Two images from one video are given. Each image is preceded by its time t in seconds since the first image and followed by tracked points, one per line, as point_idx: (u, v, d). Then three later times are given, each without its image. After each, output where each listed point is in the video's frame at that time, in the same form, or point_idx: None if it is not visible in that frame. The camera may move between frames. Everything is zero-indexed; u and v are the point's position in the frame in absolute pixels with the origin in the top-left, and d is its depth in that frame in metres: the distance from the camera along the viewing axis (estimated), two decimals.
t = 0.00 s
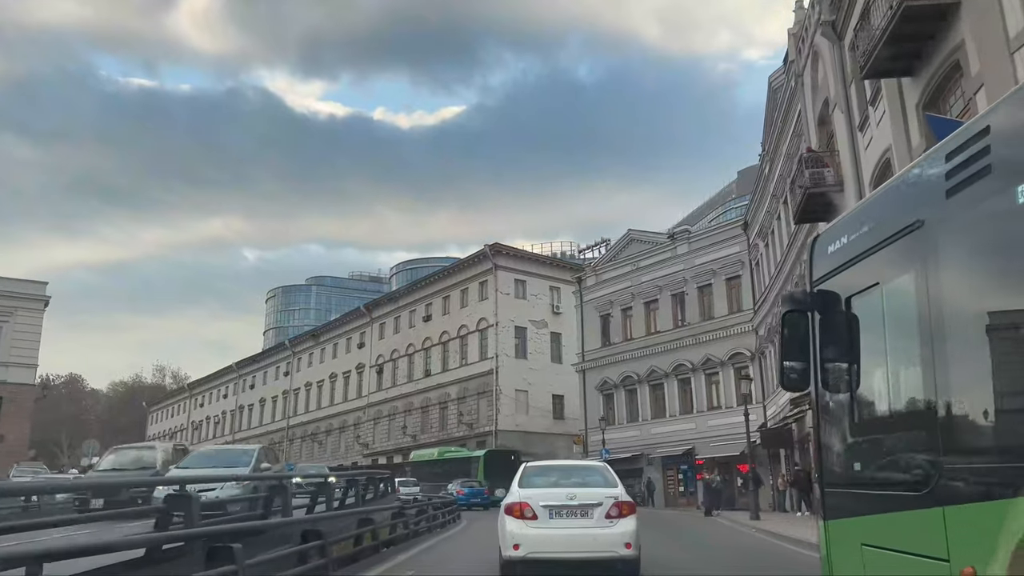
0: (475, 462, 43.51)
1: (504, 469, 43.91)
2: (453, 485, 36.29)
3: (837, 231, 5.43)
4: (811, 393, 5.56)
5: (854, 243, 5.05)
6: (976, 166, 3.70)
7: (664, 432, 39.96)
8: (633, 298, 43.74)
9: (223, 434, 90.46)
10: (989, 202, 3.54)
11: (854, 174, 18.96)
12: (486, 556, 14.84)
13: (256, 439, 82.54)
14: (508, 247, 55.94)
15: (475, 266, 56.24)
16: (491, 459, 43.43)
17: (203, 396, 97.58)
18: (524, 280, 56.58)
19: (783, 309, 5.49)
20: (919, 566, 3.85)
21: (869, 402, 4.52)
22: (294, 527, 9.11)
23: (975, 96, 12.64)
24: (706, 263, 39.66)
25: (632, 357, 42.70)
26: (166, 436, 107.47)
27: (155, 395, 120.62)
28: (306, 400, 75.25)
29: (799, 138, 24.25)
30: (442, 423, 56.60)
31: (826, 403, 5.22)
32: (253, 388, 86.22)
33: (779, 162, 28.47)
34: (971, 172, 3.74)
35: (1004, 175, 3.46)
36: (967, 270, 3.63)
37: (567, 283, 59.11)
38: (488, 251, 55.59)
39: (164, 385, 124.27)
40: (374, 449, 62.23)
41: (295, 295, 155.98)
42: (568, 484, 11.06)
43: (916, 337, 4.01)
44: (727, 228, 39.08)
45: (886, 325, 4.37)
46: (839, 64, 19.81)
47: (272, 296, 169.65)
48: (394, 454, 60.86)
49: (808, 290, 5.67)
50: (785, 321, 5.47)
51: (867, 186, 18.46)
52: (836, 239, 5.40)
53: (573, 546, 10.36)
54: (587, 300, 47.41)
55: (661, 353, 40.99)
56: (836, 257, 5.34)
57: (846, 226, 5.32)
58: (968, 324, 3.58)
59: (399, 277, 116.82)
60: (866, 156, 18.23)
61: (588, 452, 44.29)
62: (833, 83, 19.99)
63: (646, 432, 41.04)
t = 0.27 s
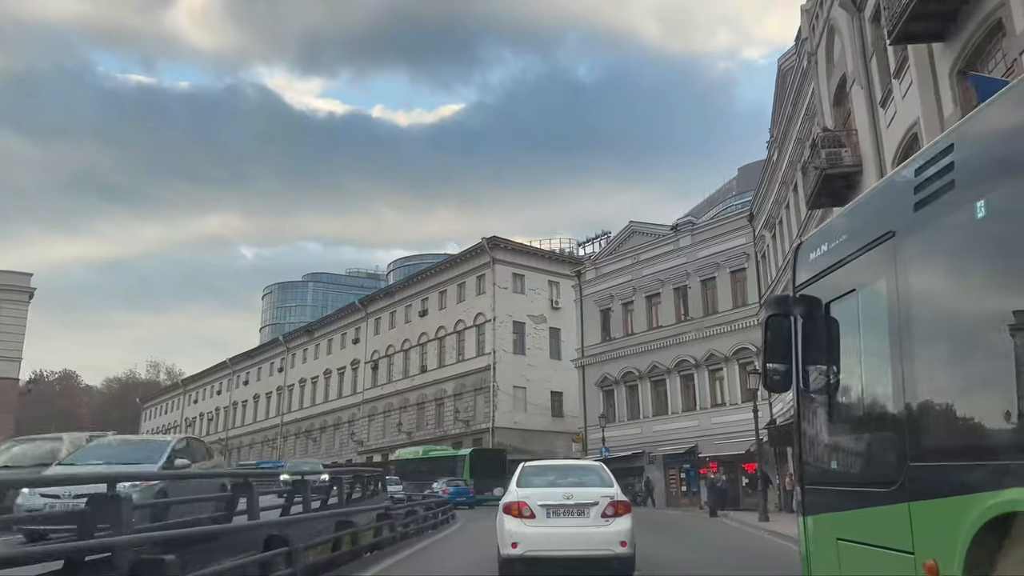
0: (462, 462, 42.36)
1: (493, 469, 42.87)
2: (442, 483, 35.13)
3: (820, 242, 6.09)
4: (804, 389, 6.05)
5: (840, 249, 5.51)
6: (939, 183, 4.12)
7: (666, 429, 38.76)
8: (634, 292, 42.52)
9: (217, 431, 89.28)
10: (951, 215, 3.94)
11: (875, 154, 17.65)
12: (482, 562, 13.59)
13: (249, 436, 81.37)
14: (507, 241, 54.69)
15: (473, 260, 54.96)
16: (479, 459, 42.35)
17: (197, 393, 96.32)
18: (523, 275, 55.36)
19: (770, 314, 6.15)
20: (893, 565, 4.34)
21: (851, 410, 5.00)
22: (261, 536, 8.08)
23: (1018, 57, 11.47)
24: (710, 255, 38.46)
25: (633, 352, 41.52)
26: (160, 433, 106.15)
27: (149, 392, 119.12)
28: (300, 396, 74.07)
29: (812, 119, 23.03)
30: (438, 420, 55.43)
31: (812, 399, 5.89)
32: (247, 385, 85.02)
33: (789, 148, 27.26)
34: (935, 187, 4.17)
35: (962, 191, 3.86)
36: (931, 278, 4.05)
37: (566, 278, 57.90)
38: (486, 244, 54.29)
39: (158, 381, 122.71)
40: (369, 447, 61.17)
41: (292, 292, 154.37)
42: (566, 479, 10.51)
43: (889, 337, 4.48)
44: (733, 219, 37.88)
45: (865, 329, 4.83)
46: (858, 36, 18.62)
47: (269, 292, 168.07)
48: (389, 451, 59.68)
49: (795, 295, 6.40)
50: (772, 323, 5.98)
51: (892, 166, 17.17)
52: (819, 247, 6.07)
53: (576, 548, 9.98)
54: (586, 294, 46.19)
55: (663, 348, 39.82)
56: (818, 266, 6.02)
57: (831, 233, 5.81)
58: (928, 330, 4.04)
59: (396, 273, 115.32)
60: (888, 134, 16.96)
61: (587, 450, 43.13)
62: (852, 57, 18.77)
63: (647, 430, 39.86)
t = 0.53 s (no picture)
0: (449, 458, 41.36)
1: (478, 467, 42.15)
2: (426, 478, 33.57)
3: (804, 252, 6.43)
4: (787, 391, 6.38)
5: (821, 259, 5.88)
6: (910, 199, 4.51)
7: (670, 426, 37.52)
8: (637, 285, 41.28)
9: (211, 427, 88.03)
10: (920, 228, 4.32)
11: (900, 129, 16.45)
12: (477, 566, 12.48)
13: (243, 432, 80.13)
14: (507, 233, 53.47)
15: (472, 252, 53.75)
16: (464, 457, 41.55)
17: (192, 388, 94.97)
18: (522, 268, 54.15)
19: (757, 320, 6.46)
20: (865, 559, 4.70)
21: (830, 411, 5.37)
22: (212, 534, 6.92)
23: None
24: (716, 247, 37.25)
25: (635, 347, 40.33)
26: (154, 430, 104.69)
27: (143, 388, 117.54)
28: (295, 392, 72.84)
29: (829, 98, 21.79)
30: (435, 417, 54.24)
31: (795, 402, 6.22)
32: (241, 380, 83.78)
33: (802, 131, 25.99)
34: (906, 204, 4.56)
35: (933, 209, 4.24)
36: (904, 288, 4.42)
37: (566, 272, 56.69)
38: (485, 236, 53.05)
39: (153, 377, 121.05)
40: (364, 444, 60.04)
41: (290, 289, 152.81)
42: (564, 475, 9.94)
43: (864, 338, 4.83)
44: (740, 210, 36.70)
45: (843, 333, 5.20)
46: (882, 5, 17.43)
47: (267, 289, 166.51)
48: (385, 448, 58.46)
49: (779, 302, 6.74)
50: (756, 329, 6.41)
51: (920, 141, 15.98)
52: (803, 257, 6.42)
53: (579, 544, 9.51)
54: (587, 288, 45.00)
55: (667, 343, 38.64)
56: (802, 275, 6.37)
57: (812, 245, 6.24)
58: (901, 338, 4.40)
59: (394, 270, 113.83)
60: (916, 108, 15.80)
61: (588, 447, 41.95)
62: (876, 28, 17.56)
63: (650, 427, 38.69)
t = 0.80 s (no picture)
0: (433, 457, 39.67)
1: (463, 464, 40.61)
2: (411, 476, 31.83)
3: (786, 260, 6.54)
4: (770, 392, 6.46)
5: (802, 266, 6.03)
6: (885, 210, 4.65)
7: (674, 421, 36.33)
8: (640, 277, 40.02)
9: (206, 422, 86.82)
10: (892, 238, 4.46)
11: (931, 98, 15.21)
12: (470, 570, 11.38)
13: (238, 427, 78.89)
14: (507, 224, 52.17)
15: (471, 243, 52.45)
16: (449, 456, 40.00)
17: (186, 383, 93.60)
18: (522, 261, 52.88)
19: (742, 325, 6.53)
20: (844, 551, 4.80)
21: (813, 411, 5.50)
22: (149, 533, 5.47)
23: None
24: (723, 237, 36.00)
25: (638, 340, 39.12)
26: (149, 425, 103.32)
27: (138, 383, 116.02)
28: (290, 387, 71.58)
29: (850, 73, 20.50)
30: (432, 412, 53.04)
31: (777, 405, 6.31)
32: (237, 374, 82.46)
33: (817, 111, 24.68)
34: (882, 213, 4.68)
35: (902, 218, 4.40)
36: (878, 293, 4.57)
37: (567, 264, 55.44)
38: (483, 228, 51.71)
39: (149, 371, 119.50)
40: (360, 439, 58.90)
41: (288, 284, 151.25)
42: (560, 472, 9.58)
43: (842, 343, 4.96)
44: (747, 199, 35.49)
45: (822, 335, 5.35)
46: None
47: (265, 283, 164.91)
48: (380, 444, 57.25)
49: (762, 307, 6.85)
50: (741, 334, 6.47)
51: (955, 111, 14.73)
52: (786, 264, 6.51)
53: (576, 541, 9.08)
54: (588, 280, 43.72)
55: (670, 336, 37.46)
56: (784, 280, 6.47)
57: (795, 251, 6.36)
58: (875, 340, 4.53)
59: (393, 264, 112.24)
60: (950, 75, 14.56)
61: (589, 444, 40.76)
62: None
63: (653, 423, 37.52)
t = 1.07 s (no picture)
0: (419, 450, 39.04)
1: (449, 460, 39.68)
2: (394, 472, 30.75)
3: (777, 260, 6.52)
4: (760, 391, 6.47)
5: (792, 266, 6.01)
6: (865, 213, 4.69)
7: (679, 415, 35.06)
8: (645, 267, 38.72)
9: (202, 417, 85.57)
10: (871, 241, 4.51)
11: (971, 60, 13.89)
12: None
13: (233, 422, 77.63)
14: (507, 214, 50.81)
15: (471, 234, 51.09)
16: (434, 451, 39.28)
17: (182, 377, 92.13)
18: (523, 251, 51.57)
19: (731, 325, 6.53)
20: (828, 548, 4.85)
21: (801, 408, 5.50)
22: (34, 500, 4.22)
23: None
24: (731, 225, 34.69)
25: (642, 333, 37.85)
26: (144, 420, 101.90)
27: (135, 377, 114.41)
28: (287, 381, 70.36)
29: (874, 43, 19.16)
30: (429, 407, 51.84)
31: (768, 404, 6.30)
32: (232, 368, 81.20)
33: (836, 88, 23.33)
34: (862, 217, 4.72)
35: (884, 221, 4.41)
36: (862, 291, 4.58)
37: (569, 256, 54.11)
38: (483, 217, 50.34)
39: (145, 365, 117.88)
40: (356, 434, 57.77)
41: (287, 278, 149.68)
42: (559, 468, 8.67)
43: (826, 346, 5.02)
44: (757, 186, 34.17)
45: (809, 332, 5.40)
46: None
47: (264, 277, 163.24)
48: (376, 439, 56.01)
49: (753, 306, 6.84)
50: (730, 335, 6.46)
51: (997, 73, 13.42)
52: (775, 265, 6.52)
53: (569, 540, 8.19)
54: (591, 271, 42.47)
55: (675, 328, 36.18)
56: (773, 281, 6.47)
57: (783, 251, 6.35)
58: (861, 338, 4.53)
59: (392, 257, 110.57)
60: (993, 34, 13.24)
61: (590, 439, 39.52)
62: None
63: (657, 418, 36.26)
